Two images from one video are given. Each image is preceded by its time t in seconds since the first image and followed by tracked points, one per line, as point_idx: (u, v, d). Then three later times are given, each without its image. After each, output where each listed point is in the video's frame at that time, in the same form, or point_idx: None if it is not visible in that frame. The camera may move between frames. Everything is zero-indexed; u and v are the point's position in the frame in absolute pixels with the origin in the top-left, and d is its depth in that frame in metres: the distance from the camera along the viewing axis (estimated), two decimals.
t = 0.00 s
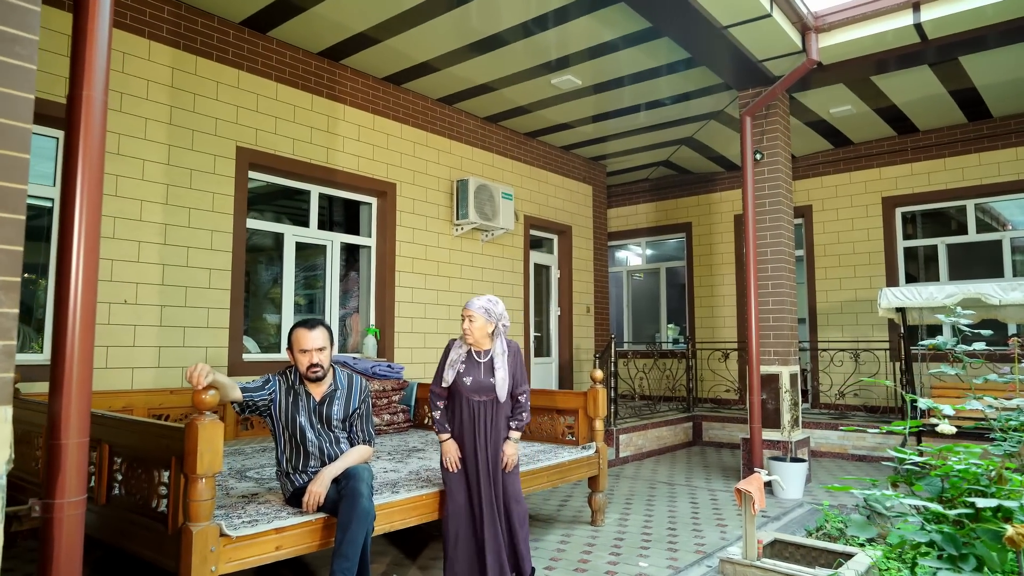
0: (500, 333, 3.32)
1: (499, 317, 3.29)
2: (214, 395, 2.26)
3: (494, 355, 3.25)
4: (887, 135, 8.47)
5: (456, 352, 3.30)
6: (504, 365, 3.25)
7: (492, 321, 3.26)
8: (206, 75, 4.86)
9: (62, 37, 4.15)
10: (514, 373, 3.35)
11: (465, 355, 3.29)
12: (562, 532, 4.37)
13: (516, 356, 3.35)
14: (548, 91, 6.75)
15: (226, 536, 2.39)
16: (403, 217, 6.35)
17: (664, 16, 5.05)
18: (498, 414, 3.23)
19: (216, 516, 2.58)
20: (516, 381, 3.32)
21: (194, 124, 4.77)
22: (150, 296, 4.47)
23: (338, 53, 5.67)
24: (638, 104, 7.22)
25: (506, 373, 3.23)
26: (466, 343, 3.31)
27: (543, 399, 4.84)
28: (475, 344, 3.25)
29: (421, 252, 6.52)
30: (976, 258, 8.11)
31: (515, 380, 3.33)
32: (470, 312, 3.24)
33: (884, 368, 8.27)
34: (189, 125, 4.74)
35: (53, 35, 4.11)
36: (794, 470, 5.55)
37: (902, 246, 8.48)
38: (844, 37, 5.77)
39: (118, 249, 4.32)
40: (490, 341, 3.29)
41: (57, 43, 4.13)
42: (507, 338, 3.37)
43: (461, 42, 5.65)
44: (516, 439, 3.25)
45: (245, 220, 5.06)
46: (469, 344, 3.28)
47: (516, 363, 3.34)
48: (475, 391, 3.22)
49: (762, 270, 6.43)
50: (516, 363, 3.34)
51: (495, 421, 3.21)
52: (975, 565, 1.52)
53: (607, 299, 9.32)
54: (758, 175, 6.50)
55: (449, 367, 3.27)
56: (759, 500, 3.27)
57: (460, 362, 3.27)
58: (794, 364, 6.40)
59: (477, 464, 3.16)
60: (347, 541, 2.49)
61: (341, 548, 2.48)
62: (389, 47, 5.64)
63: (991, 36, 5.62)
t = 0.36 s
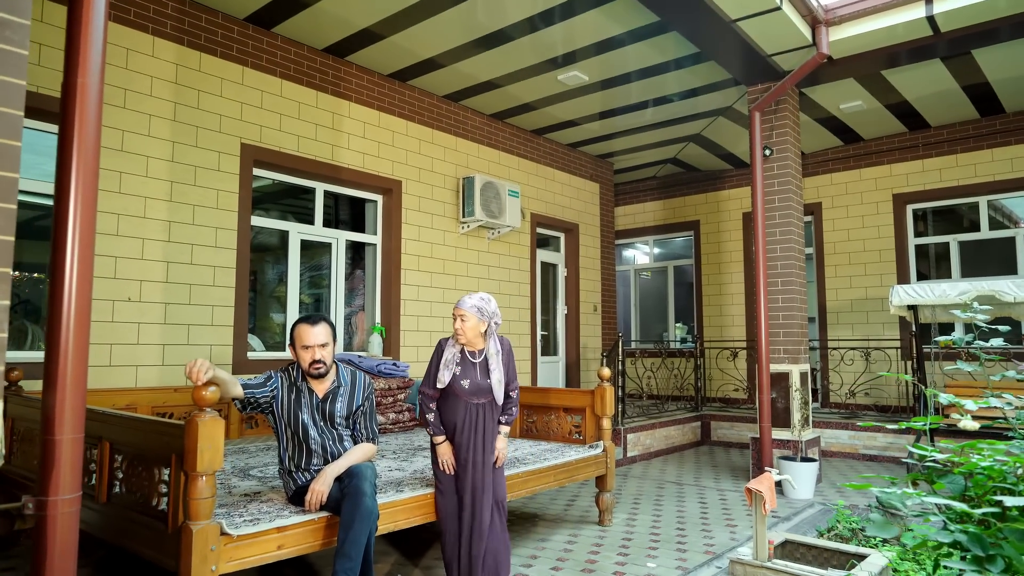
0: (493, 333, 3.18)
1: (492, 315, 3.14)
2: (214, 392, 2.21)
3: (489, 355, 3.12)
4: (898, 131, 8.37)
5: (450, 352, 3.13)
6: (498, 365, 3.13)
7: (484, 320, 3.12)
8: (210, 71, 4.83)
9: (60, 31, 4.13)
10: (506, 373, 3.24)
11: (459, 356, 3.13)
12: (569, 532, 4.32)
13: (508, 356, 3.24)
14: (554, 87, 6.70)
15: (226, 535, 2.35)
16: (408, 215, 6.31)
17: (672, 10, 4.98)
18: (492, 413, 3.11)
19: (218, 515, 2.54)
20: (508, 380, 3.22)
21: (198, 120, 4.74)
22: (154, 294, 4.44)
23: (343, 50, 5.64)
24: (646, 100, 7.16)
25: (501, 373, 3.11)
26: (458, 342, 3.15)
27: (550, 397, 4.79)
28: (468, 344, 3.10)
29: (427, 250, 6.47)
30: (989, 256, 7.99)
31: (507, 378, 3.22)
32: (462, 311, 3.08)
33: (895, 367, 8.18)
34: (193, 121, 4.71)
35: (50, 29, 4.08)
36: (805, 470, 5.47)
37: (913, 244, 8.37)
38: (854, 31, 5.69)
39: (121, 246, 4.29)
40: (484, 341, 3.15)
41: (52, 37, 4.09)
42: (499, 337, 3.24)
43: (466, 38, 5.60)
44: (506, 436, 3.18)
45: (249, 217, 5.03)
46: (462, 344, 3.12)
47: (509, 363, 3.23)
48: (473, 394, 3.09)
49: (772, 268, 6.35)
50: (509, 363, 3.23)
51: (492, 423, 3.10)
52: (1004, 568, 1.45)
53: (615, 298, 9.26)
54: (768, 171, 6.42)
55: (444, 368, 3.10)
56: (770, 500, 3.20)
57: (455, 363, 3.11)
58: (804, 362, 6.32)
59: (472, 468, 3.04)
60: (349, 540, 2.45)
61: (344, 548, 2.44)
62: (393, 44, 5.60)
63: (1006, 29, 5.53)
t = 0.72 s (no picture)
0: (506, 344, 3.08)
1: (507, 326, 3.03)
2: (213, 387, 2.17)
3: (500, 367, 3.03)
4: (909, 127, 8.26)
5: (460, 359, 3.01)
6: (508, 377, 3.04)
7: (498, 330, 3.01)
8: (214, 67, 4.80)
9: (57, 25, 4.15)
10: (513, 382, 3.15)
11: (469, 363, 3.02)
12: (576, 532, 4.26)
13: (518, 367, 3.14)
14: (560, 83, 6.64)
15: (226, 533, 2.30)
16: (414, 212, 6.27)
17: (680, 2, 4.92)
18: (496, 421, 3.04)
19: (218, 513, 2.50)
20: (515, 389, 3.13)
21: (202, 116, 4.71)
22: (158, 291, 4.41)
23: (348, 45, 5.60)
24: (653, 96, 7.09)
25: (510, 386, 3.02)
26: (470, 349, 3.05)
27: (557, 395, 4.74)
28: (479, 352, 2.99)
29: (432, 247, 6.43)
30: (1002, 253, 7.88)
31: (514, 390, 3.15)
32: (477, 320, 2.98)
33: (906, 365, 8.07)
34: (197, 118, 4.69)
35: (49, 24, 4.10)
36: (816, 470, 5.39)
37: (924, 241, 8.26)
38: (865, 24, 5.61)
39: (125, 243, 4.27)
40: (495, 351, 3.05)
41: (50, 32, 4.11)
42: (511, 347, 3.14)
43: (472, 33, 5.55)
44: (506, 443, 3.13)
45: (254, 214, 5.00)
46: (473, 351, 3.02)
47: (518, 374, 3.14)
48: (478, 405, 2.99)
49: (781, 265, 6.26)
50: (517, 374, 3.14)
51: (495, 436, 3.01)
52: None
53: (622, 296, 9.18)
54: (777, 167, 6.34)
55: (453, 375, 2.99)
56: (781, 500, 3.13)
57: (465, 370, 3.00)
58: (815, 360, 6.24)
59: (472, 475, 2.97)
60: (351, 539, 2.40)
61: (346, 548, 2.39)
62: (398, 39, 5.56)
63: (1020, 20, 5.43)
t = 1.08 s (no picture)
0: (519, 355, 3.08)
1: (522, 336, 3.03)
2: (213, 383, 2.13)
3: (513, 379, 3.05)
4: (920, 123, 8.15)
5: (471, 366, 3.01)
6: (517, 389, 3.05)
7: (513, 341, 2.99)
8: (218, 64, 4.77)
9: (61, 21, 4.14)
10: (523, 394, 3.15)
11: (479, 370, 3.03)
12: (583, 531, 4.21)
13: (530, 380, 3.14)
14: (566, 79, 6.58)
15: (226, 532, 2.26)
16: (419, 210, 6.23)
17: None
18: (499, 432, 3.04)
19: (219, 511, 2.46)
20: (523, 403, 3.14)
21: (206, 113, 4.68)
22: (161, 288, 4.39)
23: (353, 41, 5.56)
24: (660, 92, 7.02)
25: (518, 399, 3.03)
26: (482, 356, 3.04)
27: (563, 393, 4.68)
28: (492, 361, 3.00)
29: (438, 245, 6.38)
30: (1016, 250, 7.76)
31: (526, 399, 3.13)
32: (491, 328, 2.97)
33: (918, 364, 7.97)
34: (201, 114, 4.66)
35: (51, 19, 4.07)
36: (827, 469, 5.31)
37: (936, 238, 8.15)
38: (876, 16, 5.52)
39: (128, 239, 4.24)
40: (507, 362, 3.06)
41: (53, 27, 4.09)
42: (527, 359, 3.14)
43: (477, 28, 5.49)
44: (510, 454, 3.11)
45: (258, 211, 4.97)
46: (485, 360, 3.02)
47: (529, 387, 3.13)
48: (484, 414, 3.02)
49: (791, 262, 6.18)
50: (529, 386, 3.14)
51: (498, 447, 3.03)
52: None
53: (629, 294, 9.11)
54: (787, 163, 6.26)
55: (463, 382, 2.99)
56: (793, 499, 3.07)
57: (474, 378, 3.01)
58: (825, 359, 6.15)
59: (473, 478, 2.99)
60: (353, 538, 2.36)
61: (348, 547, 2.35)
62: (403, 35, 5.52)
63: None
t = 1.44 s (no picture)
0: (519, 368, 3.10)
1: (523, 350, 3.04)
2: (212, 379, 2.09)
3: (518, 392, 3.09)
4: (932, 118, 8.04)
5: (470, 376, 3.01)
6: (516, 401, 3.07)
7: (513, 354, 3.00)
8: (223, 60, 4.74)
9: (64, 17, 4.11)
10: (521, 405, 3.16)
11: (478, 381, 3.03)
12: (591, 532, 4.14)
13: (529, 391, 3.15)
14: (573, 75, 6.52)
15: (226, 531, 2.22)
16: (425, 207, 6.18)
17: None
18: (493, 441, 3.02)
19: (219, 510, 2.42)
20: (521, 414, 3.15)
21: (210, 109, 4.65)
22: (165, 286, 4.36)
23: (357, 37, 5.51)
24: (668, 87, 6.94)
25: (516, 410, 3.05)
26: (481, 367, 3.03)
27: (571, 392, 4.62)
28: (491, 373, 3.00)
29: (444, 242, 6.34)
30: None
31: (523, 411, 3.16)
32: (494, 339, 2.96)
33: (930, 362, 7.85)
34: (204, 110, 4.62)
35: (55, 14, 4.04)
36: (839, 469, 5.22)
37: (949, 235, 8.03)
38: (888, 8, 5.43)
39: (131, 236, 4.21)
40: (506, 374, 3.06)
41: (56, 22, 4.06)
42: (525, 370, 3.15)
43: (482, 23, 5.44)
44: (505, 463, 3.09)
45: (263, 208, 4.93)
46: (484, 370, 3.02)
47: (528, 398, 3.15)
48: (480, 426, 3.01)
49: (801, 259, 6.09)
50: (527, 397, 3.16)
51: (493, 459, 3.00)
52: None
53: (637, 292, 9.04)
54: (797, 158, 6.18)
55: (461, 392, 2.98)
56: (806, 500, 2.99)
57: (472, 389, 3.00)
58: (837, 357, 6.06)
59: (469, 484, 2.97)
60: (356, 538, 2.31)
61: (350, 547, 2.30)
62: (408, 31, 5.47)
63: None
